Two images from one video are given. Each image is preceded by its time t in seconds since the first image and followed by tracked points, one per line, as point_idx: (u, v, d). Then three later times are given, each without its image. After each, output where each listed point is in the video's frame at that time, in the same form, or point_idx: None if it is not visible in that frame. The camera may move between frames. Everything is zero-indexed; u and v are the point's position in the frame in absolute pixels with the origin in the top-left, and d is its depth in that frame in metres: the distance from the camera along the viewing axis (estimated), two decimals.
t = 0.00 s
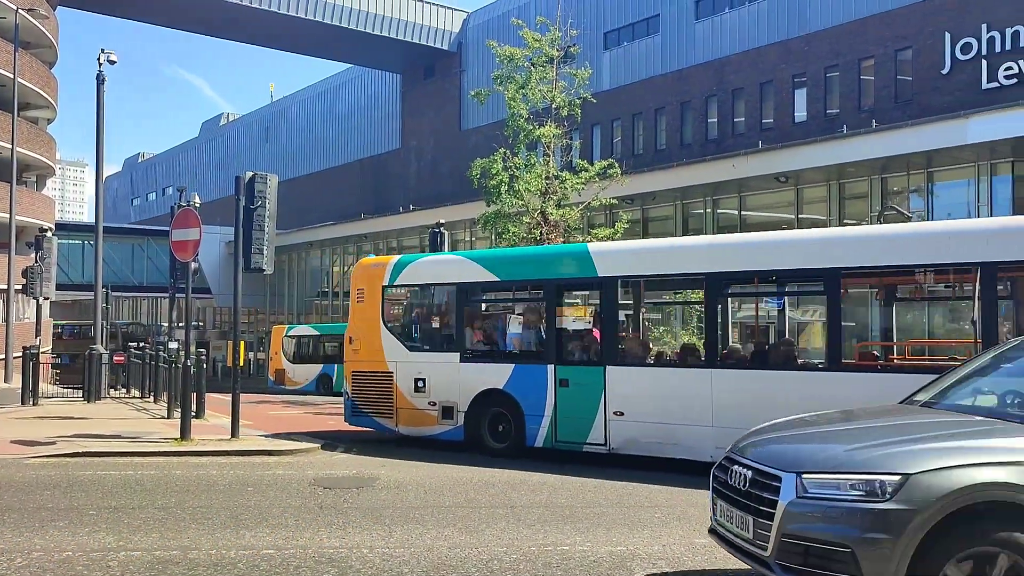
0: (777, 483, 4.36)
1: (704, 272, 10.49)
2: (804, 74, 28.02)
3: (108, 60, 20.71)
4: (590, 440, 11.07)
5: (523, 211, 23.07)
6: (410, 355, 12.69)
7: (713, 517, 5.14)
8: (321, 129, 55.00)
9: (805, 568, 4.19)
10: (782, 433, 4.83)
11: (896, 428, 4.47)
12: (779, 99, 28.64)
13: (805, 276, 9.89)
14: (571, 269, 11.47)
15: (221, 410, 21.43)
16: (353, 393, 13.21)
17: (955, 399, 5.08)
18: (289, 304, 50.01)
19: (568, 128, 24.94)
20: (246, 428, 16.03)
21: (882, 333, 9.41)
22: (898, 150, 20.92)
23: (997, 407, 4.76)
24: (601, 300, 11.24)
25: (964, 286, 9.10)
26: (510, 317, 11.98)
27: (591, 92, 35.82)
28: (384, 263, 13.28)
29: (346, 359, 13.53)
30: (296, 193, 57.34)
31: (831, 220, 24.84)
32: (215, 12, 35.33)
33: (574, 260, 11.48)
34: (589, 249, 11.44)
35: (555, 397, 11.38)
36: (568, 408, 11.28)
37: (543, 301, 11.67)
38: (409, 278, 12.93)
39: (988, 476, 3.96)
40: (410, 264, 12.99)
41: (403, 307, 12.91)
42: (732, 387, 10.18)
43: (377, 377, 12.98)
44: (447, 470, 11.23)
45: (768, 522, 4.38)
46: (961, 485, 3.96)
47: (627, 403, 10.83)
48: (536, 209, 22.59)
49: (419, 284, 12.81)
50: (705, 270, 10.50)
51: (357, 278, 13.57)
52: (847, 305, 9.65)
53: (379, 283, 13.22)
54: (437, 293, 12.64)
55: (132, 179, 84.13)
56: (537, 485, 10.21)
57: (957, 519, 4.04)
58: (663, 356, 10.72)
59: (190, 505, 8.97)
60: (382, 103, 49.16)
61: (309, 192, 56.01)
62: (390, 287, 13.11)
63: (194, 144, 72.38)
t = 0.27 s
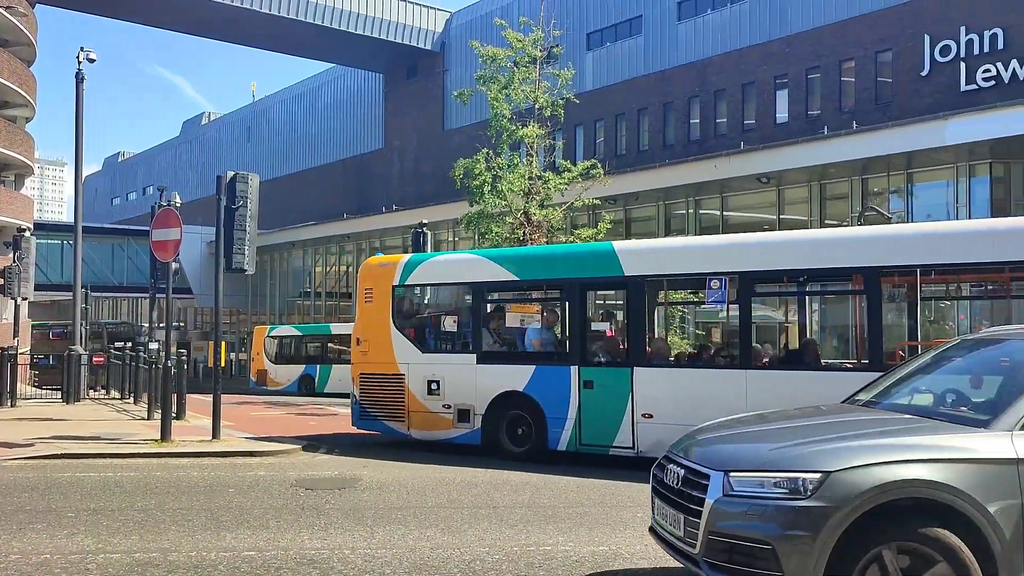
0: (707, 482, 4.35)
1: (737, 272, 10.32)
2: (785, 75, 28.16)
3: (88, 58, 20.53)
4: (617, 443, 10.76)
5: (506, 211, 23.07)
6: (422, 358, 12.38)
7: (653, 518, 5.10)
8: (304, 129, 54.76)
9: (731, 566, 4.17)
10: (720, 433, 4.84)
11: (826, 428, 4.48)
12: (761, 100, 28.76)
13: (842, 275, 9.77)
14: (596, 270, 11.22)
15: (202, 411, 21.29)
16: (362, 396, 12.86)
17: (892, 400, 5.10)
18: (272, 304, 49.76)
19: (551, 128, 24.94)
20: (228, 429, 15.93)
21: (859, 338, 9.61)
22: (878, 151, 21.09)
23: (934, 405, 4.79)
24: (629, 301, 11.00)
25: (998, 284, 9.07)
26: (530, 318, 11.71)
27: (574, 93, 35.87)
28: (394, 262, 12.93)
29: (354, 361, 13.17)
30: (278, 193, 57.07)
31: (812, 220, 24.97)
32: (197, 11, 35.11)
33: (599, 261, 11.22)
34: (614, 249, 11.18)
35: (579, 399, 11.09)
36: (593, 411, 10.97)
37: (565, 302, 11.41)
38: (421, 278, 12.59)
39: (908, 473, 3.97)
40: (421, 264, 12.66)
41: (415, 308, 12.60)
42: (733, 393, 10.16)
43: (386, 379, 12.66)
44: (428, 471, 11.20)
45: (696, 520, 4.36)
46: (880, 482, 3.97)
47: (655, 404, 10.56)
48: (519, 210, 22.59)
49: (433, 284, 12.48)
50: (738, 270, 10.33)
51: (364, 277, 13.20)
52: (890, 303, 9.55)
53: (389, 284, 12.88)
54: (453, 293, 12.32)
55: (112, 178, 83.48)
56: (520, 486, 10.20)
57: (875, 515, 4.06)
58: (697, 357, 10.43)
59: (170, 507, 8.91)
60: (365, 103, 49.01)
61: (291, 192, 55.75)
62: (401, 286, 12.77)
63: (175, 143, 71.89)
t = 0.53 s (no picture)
0: (648, 479, 4.32)
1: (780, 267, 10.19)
2: (765, 76, 28.32)
3: (64, 56, 20.32)
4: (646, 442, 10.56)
5: (487, 211, 23.05)
6: (439, 358, 11.98)
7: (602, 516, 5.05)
8: (283, 129, 54.50)
9: (669, 562, 4.13)
10: (669, 431, 4.80)
11: (769, 426, 4.45)
12: (741, 101, 28.90)
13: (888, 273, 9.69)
14: (628, 268, 11.00)
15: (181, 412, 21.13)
16: (374, 398, 12.37)
17: (842, 399, 5.07)
18: (252, 304, 49.48)
19: (532, 128, 24.94)
20: (207, 430, 15.80)
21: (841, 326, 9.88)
22: (857, 152, 21.25)
23: (881, 404, 4.76)
24: (660, 300, 10.78)
25: None
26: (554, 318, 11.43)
27: (556, 93, 35.93)
28: (408, 261, 12.50)
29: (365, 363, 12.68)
30: (258, 193, 56.76)
31: (791, 220, 25.13)
32: (176, 9, 34.84)
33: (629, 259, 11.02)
34: (646, 247, 10.99)
35: (606, 400, 10.86)
36: (621, 411, 10.77)
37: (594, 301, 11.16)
38: (437, 276, 12.19)
39: (844, 470, 3.95)
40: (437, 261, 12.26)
41: (430, 307, 12.20)
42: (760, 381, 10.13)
43: (401, 381, 12.20)
44: (408, 471, 11.16)
45: (636, 517, 4.32)
46: (816, 478, 3.94)
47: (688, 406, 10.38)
48: (500, 210, 22.60)
49: (450, 281, 12.11)
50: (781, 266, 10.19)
51: (376, 276, 12.75)
52: (933, 302, 9.53)
53: (403, 283, 12.44)
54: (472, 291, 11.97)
55: (90, 177, 82.74)
56: (499, 485, 10.17)
57: (812, 512, 4.04)
58: (724, 357, 10.34)
59: (147, 509, 8.82)
60: (345, 103, 48.82)
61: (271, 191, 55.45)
62: (416, 285, 12.34)
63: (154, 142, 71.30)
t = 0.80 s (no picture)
0: (601, 477, 4.29)
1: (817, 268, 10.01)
2: (741, 77, 28.49)
3: (36, 54, 20.07)
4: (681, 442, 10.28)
5: (464, 211, 23.03)
6: (458, 359, 11.50)
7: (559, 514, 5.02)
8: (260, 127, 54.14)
9: (619, 559, 4.11)
10: (624, 428, 4.79)
11: (720, 423, 4.45)
12: (718, 101, 29.04)
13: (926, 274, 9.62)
14: (660, 266, 10.73)
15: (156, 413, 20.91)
16: (389, 400, 11.79)
17: (796, 397, 5.03)
18: (228, 305, 49.13)
19: (511, 128, 24.93)
20: (181, 431, 15.65)
21: (813, 335, 9.97)
22: (832, 152, 21.42)
23: (834, 402, 4.72)
24: (693, 298, 10.56)
25: None
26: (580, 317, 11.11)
27: (533, 93, 35.97)
28: (425, 258, 11.97)
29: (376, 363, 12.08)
30: (234, 192, 56.37)
31: (767, 220, 25.32)
32: (150, 6, 34.49)
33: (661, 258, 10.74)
34: (679, 245, 10.72)
35: (637, 401, 10.58)
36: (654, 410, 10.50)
37: (624, 300, 10.86)
38: (456, 274, 11.71)
39: (792, 467, 3.96)
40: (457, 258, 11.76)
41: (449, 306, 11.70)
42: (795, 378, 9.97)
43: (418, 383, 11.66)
44: (385, 472, 11.11)
45: (589, 514, 4.30)
46: (764, 475, 3.95)
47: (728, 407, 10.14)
48: (478, 209, 22.58)
49: (469, 279, 11.65)
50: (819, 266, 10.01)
51: (389, 273, 12.18)
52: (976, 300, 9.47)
53: (420, 281, 11.90)
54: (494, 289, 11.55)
55: (63, 175, 81.79)
56: (476, 485, 10.15)
57: (760, 508, 4.04)
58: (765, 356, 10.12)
59: (120, 511, 8.73)
60: (322, 102, 48.58)
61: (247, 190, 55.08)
62: (434, 282, 11.83)
63: (128, 140, 70.58)
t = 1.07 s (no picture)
0: (558, 476, 4.31)
1: (857, 269, 9.57)
2: (713, 78, 28.67)
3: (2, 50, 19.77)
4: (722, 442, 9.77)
5: (437, 211, 22.99)
6: (481, 358, 10.90)
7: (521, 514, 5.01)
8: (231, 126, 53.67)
9: (577, 558, 4.12)
10: (583, 427, 4.79)
11: (677, 421, 4.48)
12: (690, 102, 29.21)
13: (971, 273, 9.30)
14: (697, 262, 10.20)
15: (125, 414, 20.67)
16: (408, 403, 11.16)
17: (754, 395, 5.05)
18: (199, 305, 48.69)
19: (484, 128, 24.91)
20: (150, 433, 15.48)
21: (785, 335, 9.82)
22: (803, 153, 21.61)
23: (792, 400, 4.74)
24: (733, 295, 10.05)
25: None
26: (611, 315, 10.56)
27: (506, 93, 35.98)
28: (446, 254, 11.38)
29: (394, 364, 11.45)
30: (206, 191, 55.88)
31: (739, 220, 25.52)
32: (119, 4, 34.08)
33: (699, 252, 10.24)
34: (717, 241, 10.20)
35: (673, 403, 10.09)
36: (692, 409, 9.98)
37: (659, 297, 10.33)
38: (479, 270, 11.12)
39: (745, 465, 4.00)
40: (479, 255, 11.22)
41: (472, 304, 11.10)
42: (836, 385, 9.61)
43: (440, 385, 11.04)
44: (358, 473, 11.05)
45: (547, 514, 4.30)
46: (718, 473, 3.98)
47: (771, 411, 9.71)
48: (452, 209, 22.54)
49: (494, 277, 11.09)
50: (859, 266, 9.58)
51: (408, 270, 11.55)
52: None
53: (442, 278, 11.29)
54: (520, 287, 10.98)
55: (30, 173, 80.65)
56: (449, 485, 10.13)
57: (715, 506, 4.07)
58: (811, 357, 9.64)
59: (88, 514, 8.62)
60: (295, 100, 48.27)
61: (219, 189, 54.60)
62: (456, 278, 11.22)
63: (97, 138, 69.73)
